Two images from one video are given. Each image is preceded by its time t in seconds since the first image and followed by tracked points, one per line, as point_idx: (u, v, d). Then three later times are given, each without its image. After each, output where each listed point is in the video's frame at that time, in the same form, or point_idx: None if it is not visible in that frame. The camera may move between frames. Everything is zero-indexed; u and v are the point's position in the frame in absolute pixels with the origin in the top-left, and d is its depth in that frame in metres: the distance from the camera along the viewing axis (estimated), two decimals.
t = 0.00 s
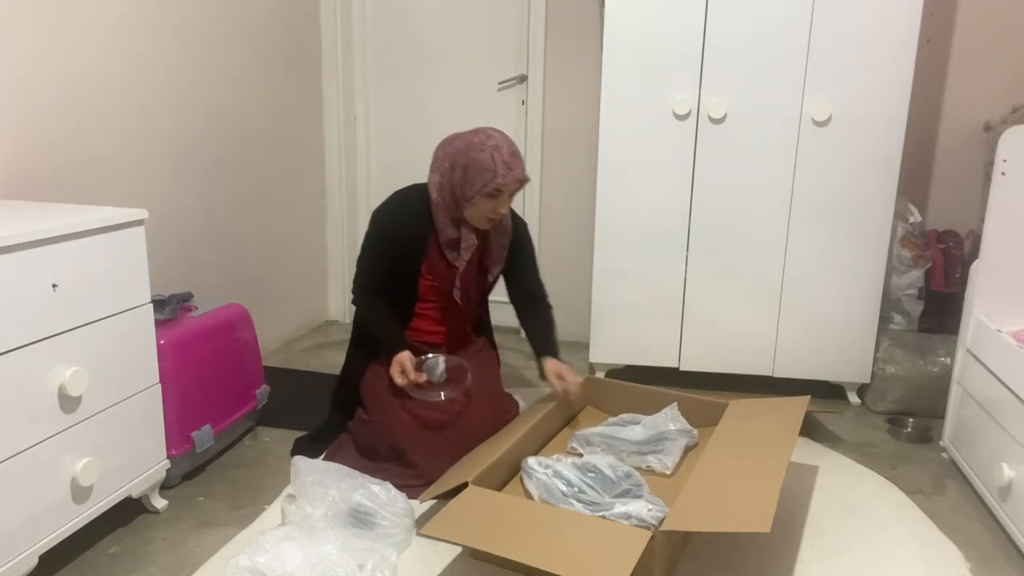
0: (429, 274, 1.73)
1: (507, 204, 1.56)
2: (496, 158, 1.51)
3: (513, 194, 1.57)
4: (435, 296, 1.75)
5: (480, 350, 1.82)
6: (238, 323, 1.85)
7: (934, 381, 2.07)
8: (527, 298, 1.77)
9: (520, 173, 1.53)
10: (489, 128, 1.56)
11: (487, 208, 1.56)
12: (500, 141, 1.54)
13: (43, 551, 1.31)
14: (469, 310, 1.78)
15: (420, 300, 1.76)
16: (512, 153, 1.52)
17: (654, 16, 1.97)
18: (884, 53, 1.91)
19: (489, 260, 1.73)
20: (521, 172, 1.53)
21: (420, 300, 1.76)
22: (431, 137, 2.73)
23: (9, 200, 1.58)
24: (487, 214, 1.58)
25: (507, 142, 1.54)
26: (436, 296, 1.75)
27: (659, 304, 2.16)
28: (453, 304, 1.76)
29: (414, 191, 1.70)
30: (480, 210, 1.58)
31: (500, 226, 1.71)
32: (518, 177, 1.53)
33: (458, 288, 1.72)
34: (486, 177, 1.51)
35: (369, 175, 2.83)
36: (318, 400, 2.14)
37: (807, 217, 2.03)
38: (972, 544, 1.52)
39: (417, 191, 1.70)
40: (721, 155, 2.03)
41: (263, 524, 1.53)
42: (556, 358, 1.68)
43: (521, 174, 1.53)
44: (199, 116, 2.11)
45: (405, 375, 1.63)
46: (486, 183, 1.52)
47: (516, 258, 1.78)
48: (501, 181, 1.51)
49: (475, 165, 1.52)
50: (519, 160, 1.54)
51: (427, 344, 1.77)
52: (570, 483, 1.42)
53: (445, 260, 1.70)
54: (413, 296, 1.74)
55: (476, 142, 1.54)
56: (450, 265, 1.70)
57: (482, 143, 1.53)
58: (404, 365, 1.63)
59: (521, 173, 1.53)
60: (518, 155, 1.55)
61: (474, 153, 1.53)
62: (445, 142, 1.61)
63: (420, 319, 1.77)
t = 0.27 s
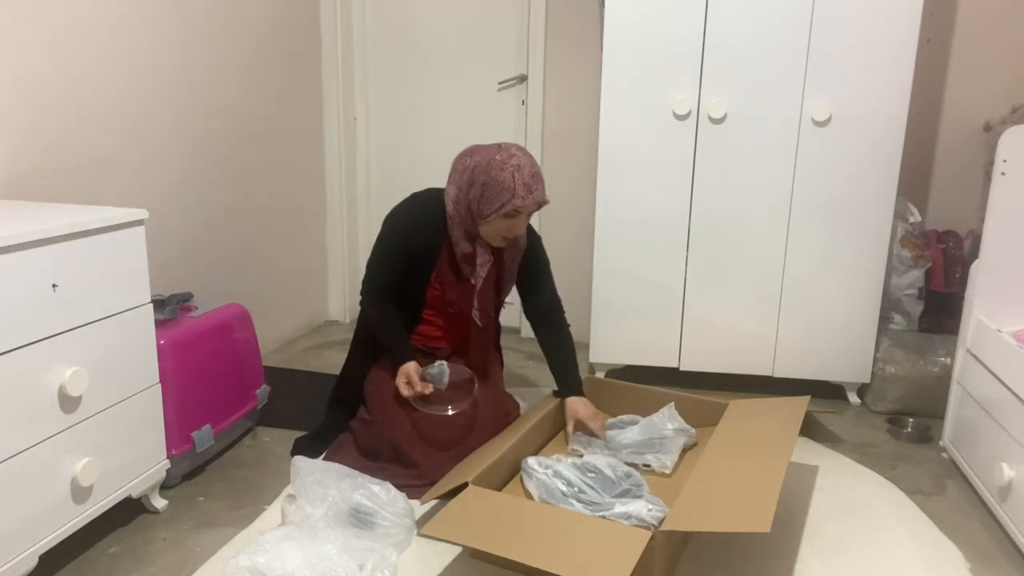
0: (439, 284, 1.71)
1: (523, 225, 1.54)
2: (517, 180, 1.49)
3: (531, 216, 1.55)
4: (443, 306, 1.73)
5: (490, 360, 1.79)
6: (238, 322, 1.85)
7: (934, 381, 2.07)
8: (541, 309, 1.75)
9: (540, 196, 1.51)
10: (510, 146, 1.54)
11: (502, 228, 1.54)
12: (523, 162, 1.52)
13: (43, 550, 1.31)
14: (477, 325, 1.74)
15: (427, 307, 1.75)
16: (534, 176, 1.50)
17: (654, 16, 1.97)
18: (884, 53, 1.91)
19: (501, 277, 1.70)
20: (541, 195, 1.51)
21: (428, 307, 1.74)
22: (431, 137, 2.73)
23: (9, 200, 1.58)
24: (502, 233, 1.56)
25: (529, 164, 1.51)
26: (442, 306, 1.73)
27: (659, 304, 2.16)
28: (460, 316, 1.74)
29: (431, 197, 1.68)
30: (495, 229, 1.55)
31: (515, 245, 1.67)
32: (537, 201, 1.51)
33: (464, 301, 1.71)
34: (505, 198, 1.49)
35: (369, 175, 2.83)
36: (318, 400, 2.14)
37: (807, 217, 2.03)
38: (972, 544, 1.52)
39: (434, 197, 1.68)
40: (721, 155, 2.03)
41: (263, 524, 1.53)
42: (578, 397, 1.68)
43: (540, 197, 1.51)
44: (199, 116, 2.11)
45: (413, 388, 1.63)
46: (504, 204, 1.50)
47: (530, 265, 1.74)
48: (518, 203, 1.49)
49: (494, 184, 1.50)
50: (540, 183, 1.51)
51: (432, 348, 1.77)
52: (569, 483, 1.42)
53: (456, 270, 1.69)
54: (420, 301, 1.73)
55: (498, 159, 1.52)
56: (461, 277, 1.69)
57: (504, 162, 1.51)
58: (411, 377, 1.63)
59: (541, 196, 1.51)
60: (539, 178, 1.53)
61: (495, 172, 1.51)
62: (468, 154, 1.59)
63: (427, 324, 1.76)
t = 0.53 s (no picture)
0: (441, 287, 1.71)
1: (524, 230, 1.54)
2: (517, 185, 1.49)
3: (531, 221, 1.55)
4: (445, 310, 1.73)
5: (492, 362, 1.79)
6: (238, 322, 1.85)
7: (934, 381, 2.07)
8: (543, 310, 1.75)
9: (540, 202, 1.51)
10: (508, 151, 1.54)
11: (503, 232, 1.55)
12: (524, 166, 1.52)
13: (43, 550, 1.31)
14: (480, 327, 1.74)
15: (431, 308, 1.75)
16: (534, 182, 1.50)
17: (654, 17, 1.97)
18: (884, 53, 1.91)
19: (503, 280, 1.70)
20: (541, 200, 1.51)
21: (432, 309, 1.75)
22: (431, 137, 2.73)
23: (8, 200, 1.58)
24: (503, 237, 1.56)
25: (530, 170, 1.51)
26: (444, 310, 1.73)
27: (659, 303, 2.16)
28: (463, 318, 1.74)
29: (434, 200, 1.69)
30: (496, 233, 1.56)
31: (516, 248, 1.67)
32: (538, 206, 1.51)
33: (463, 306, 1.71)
34: (505, 203, 1.50)
35: (369, 174, 2.83)
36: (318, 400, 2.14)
37: (807, 217, 2.03)
38: (972, 544, 1.52)
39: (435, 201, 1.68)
40: (722, 155, 2.03)
41: (263, 524, 1.53)
42: (579, 393, 1.68)
43: (541, 203, 1.51)
44: (199, 116, 2.11)
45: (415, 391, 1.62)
46: (504, 209, 1.50)
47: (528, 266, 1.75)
48: (518, 208, 1.49)
49: (494, 189, 1.51)
50: (541, 188, 1.51)
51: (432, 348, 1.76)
52: (570, 483, 1.41)
53: (458, 274, 1.69)
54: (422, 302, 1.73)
55: (499, 164, 1.52)
56: (464, 280, 1.69)
57: (504, 167, 1.51)
58: (411, 378, 1.63)
59: (541, 202, 1.51)
60: (540, 183, 1.53)
61: (495, 177, 1.51)
62: (471, 157, 1.60)
63: (430, 325, 1.76)
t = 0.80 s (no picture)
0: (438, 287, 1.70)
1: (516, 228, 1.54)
2: (507, 184, 1.49)
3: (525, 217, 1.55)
4: (444, 310, 1.73)
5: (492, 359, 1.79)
6: (238, 322, 1.85)
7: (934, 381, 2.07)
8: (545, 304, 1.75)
9: (533, 199, 1.51)
10: (500, 146, 1.54)
11: (496, 231, 1.55)
12: (514, 164, 1.51)
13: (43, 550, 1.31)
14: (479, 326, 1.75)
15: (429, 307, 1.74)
16: (525, 179, 1.50)
17: (654, 17, 1.97)
18: (884, 53, 1.91)
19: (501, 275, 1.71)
20: (533, 198, 1.51)
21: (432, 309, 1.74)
22: (431, 137, 2.73)
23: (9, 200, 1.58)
24: (496, 236, 1.56)
25: (521, 167, 1.51)
26: (443, 310, 1.73)
27: (659, 303, 2.16)
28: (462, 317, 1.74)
29: (427, 200, 1.68)
30: (488, 233, 1.56)
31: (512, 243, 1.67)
32: (530, 205, 1.51)
33: (460, 305, 1.71)
34: (497, 203, 1.50)
35: (369, 174, 2.83)
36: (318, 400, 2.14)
37: (807, 217, 2.03)
38: (972, 544, 1.52)
39: (428, 201, 1.68)
40: (722, 155, 2.03)
41: (263, 524, 1.53)
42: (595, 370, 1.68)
43: (532, 201, 1.51)
44: (199, 116, 2.11)
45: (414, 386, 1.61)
46: (495, 208, 1.50)
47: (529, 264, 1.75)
48: (510, 207, 1.49)
49: (486, 187, 1.50)
50: (532, 186, 1.51)
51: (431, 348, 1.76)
52: (570, 483, 1.42)
53: (454, 273, 1.69)
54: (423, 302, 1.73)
55: (487, 160, 1.52)
56: (460, 279, 1.69)
57: (494, 165, 1.50)
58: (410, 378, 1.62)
59: (534, 199, 1.51)
60: (531, 180, 1.52)
61: (485, 174, 1.51)
62: (461, 157, 1.59)
63: (428, 325, 1.75)
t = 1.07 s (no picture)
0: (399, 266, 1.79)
1: (427, 183, 1.67)
2: (411, 138, 1.66)
3: (438, 175, 1.68)
4: (401, 287, 1.81)
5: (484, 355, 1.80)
6: (238, 322, 1.85)
7: (934, 381, 2.07)
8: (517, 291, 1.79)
9: (433, 151, 1.65)
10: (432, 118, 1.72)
11: (412, 188, 1.68)
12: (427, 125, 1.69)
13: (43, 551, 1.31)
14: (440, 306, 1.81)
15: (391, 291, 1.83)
16: (428, 133, 1.66)
17: (654, 17, 1.97)
18: (883, 53, 1.91)
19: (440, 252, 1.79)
20: (434, 150, 1.66)
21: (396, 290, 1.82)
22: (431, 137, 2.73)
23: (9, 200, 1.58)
24: (412, 194, 1.68)
25: (431, 125, 1.67)
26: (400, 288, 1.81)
27: (659, 303, 2.16)
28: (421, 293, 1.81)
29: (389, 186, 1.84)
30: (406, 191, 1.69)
31: (450, 218, 1.78)
32: (431, 156, 1.65)
33: (415, 277, 1.79)
34: (402, 155, 1.67)
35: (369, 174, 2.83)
36: (319, 400, 2.14)
37: (808, 217, 2.03)
38: (972, 544, 1.52)
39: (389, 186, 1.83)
40: (722, 155, 2.03)
41: (263, 524, 1.53)
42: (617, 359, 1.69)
43: (433, 152, 1.65)
44: (199, 116, 2.11)
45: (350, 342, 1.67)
46: (412, 161, 1.66)
47: (485, 244, 1.85)
48: (416, 158, 1.65)
49: (399, 149, 1.70)
50: (436, 140, 1.66)
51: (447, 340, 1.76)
52: (570, 483, 1.42)
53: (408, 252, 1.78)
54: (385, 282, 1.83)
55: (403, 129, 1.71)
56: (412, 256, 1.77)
57: (408, 130, 1.69)
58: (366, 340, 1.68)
59: (433, 151, 1.65)
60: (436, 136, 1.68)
61: (400, 140, 1.70)
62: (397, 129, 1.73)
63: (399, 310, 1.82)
